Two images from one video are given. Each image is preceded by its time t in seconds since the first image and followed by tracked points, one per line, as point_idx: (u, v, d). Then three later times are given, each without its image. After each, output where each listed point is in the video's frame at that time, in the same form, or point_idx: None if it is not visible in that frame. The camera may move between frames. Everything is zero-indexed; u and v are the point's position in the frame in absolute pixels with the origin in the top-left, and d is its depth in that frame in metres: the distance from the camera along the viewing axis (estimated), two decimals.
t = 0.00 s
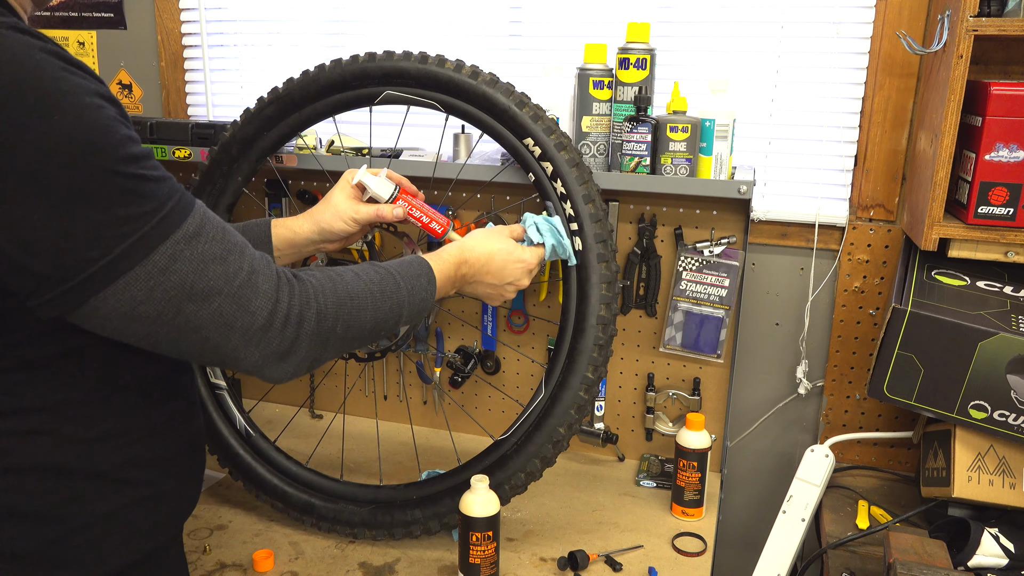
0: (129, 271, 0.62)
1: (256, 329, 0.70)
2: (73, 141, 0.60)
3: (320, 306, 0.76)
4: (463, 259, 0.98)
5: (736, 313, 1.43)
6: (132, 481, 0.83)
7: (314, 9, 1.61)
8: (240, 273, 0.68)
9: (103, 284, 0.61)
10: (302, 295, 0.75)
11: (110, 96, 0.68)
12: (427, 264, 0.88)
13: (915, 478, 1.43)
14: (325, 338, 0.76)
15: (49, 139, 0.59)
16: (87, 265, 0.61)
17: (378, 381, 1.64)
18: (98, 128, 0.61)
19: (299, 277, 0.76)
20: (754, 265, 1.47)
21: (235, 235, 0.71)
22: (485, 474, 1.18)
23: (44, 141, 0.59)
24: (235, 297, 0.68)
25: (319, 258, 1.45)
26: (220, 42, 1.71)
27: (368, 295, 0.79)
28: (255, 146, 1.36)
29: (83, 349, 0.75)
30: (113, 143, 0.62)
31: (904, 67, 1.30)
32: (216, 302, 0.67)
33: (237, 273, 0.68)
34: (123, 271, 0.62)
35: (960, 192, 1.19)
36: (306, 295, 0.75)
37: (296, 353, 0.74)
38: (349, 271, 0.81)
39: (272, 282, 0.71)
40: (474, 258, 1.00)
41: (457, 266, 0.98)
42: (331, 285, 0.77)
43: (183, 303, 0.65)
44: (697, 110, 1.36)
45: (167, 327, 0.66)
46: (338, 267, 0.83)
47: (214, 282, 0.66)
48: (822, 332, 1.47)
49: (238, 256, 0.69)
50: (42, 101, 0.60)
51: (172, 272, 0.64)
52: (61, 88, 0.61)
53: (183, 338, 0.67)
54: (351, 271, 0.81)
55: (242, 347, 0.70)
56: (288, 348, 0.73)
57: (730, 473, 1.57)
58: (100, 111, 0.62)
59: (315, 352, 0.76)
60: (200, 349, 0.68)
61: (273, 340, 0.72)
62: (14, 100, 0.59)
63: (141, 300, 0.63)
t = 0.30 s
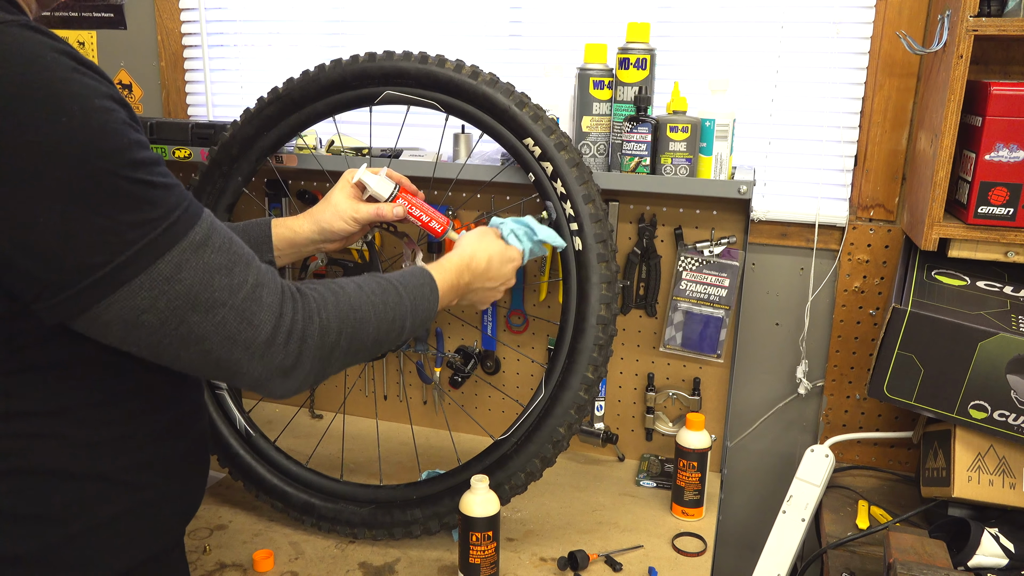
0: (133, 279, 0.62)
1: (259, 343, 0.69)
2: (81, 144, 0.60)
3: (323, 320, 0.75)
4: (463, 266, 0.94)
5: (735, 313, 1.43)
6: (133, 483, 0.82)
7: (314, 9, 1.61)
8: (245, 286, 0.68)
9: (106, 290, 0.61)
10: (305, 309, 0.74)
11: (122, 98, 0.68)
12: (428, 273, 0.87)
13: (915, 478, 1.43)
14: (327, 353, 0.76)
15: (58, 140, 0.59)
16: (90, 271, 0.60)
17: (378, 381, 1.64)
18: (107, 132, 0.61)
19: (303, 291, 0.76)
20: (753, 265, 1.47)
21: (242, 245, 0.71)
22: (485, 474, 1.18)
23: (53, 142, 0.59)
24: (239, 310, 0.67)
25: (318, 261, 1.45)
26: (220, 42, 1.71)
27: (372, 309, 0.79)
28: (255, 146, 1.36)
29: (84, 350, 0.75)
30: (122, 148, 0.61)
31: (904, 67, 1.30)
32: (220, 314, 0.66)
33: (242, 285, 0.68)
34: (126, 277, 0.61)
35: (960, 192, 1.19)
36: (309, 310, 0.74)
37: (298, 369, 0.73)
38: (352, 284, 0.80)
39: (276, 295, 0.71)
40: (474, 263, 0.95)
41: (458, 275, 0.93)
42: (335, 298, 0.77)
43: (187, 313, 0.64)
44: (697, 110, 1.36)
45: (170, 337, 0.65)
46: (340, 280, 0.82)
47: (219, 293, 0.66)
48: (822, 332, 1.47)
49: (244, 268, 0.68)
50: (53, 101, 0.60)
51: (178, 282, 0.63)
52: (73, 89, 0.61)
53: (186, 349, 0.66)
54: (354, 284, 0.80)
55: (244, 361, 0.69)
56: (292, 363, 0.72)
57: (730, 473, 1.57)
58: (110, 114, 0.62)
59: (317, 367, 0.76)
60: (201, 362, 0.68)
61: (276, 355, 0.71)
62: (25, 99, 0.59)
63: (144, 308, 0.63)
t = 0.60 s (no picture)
0: (135, 295, 0.61)
1: (249, 370, 0.69)
2: (96, 154, 0.59)
3: (312, 347, 0.75)
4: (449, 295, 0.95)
5: (735, 313, 1.43)
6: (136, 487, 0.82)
7: (314, 9, 1.61)
8: (240, 313, 0.67)
9: (108, 303, 0.61)
10: (294, 337, 0.74)
11: (139, 107, 0.67)
12: (414, 303, 0.88)
13: (915, 478, 1.43)
14: (313, 380, 0.76)
15: (72, 148, 0.59)
16: (93, 283, 0.60)
17: (378, 381, 1.64)
18: (122, 145, 0.61)
19: (293, 317, 0.75)
20: (753, 265, 1.47)
21: (241, 265, 0.70)
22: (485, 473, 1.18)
23: (67, 150, 0.59)
24: (233, 336, 0.67)
25: (315, 262, 1.43)
26: (220, 42, 1.71)
27: (360, 337, 0.79)
28: (256, 145, 1.36)
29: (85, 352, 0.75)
30: (135, 161, 0.61)
31: (904, 67, 1.30)
32: (216, 337, 0.66)
33: (238, 308, 0.67)
34: (129, 292, 0.61)
35: (960, 192, 1.19)
36: (299, 337, 0.74)
37: (284, 396, 0.73)
38: (341, 311, 0.80)
39: (268, 322, 0.70)
40: (459, 291, 0.96)
41: (442, 304, 0.94)
42: (324, 325, 0.77)
43: (185, 334, 0.64)
44: (697, 110, 1.36)
45: (167, 354, 0.64)
46: (327, 304, 0.83)
47: (217, 316, 0.65)
48: (822, 332, 1.47)
49: (240, 294, 0.68)
50: (70, 108, 0.60)
51: (178, 301, 0.63)
52: (91, 97, 0.60)
53: (178, 371, 0.66)
54: (343, 311, 0.80)
55: (232, 387, 0.69)
56: (279, 390, 0.72)
57: (730, 472, 1.57)
58: (127, 125, 0.62)
59: (301, 394, 0.76)
60: (188, 386, 0.67)
61: (264, 382, 0.71)
62: (42, 104, 0.59)
63: (144, 323, 0.62)
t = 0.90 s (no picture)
0: (170, 286, 0.61)
1: (285, 347, 0.69)
2: (122, 152, 0.59)
3: (344, 321, 0.75)
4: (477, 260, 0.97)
5: (735, 313, 1.43)
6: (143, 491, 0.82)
7: (314, 9, 1.61)
8: (271, 290, 0.68)
9: (143, 296, 0.61)
10: (326, 311, 0.74)
11: (158, 103, 0.67)
12: (435, 271, 0.87)
13: (915, 478, 1.43)
14: (348, 353, 0.76)
15: (98, 148, 0.59)
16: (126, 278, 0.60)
17: (378, 381, 1.64)
18: (146, 138, 0.60)
19: (322, 294, 0.75)
20: (753, 265, 1.47)
21: (267, 249, 0.70)
22: (485, 473, 1.19)
23: (91, 149, 0.59)
24: (266, 315, 0.67)
25: (317, 259, 1.43)
26: (220, 42, 1.71)
27: (390, 308, 0.79)
28: (256, 144, 1.36)
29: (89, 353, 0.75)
30: (160, 155, 0.61)
31: (904, 67, 1.30)
32: (249, 319, 0.66)
33: (269, 290, 0.67)
34: (163, 284, 0.61)
35: (960, 192, 1.19)
36: (331, 313, 0.74)
37: (321, 370, 0.74)
38: (369, 284, 0.80)
39: (300, 300, 0.71)
40: (485, 257, 0.99)
41: (471, 268, 0.96)
42: (355, 299, 0.77)
43: (219, 319, 0.64)
44: (697, 110, 1.36)
45: (204, 342, 0.65)
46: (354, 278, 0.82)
47: (248, 299, 0.66)
48: (822, 332, 1.47)
49: (270, 271, 0.68)
50: (92, 107, 0.59)
51: (211, 287, 0.63)
52: (112, 95, 0.60)
53: (213, 354, 0.66)
54: (372, 285, 0.80)
55: (269, 367, 0.69)
56: (314, 366, 0.73)
57: (730, 472, 1.57)
58: (148, 121, 0.62)
59: (337, 366, 0.76)
60: (226, 366, 0.67)
61: (300, 357, 0.71)
62: (63, 104, 0.59)
63: (179, 314, 0.63)
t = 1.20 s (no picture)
0: (172, 281, 0.62)
1: (285, 337, 0.70)
2: (122, 149, 0.59)
3: (345, 311, 0.76)
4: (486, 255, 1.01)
5: (735, 313, 1.43)
6: (140, 490, 0.82)
7: (315, 9, 1.61)
8: (272, 281, 0.68)
9: (145, 291, 0.61)
10: (327, 302, 0.74)
11: (154, 100, 0.67)
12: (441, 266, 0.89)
13: (915, 478, 1.43)
14: (348, 343, 0.77)
15: (98, 146, 0.59)
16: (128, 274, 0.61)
17: (378, 381, 1.64)
18: (145, 134, 0.61)
19: (323, 284, 0.76)
20: (754, 265, 1.47)
21: (266, 242, 0.71)
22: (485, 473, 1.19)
23: (92, 146, 0.59)
24: (267, 307, 0.67)
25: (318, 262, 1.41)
26: (220, 42, 1.71)
27: (390, 298, 0.79)
28: (256, 145, 1.36)
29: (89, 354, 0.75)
30: (160, 150, 0.61)
31: (904, 67, 1.30)
32: (251, 311, 0.66)
33: (269, 281, 0.68)
34: (165, 279, 0.62)
35: (960, 192, 1.19)
36: (332, 304, 0.75)
37: (322, 359, 0.74)
38: (369, 275, 0.80)
39: (300, 292, 0.71)
40: (493, 252, 1.03)
41: (478, 263, 1.00)
42: (355, 289, 0.77)
43: (220, 311, 0.65)
44: (697, 110, 1.36)
45: (205, 334, 0.65)
46: (354, 269, 0.83)
47: (249, 291, 0.66)
48: (822, 333, 1.47)
49: (270, 263, 0.69)
50: (91, 104, 0.59)
51: (212, 280, 0.64)
52: (111, 92, 0.60)
53: (214, 345, 0.66)
54: (373, 276, 0.80)
55: (270, 356, 0.70)
56: (314, 357, 0.73)
57: (730, 472, 1.57)
58: (147, 118, 0.62)
59: (338, 355, 0.77)
60: (228, 357, 0.68)
61: (300, 347, 0.71)
62: (61, 102, 0.59)
63: (181, 307, 0.63)
